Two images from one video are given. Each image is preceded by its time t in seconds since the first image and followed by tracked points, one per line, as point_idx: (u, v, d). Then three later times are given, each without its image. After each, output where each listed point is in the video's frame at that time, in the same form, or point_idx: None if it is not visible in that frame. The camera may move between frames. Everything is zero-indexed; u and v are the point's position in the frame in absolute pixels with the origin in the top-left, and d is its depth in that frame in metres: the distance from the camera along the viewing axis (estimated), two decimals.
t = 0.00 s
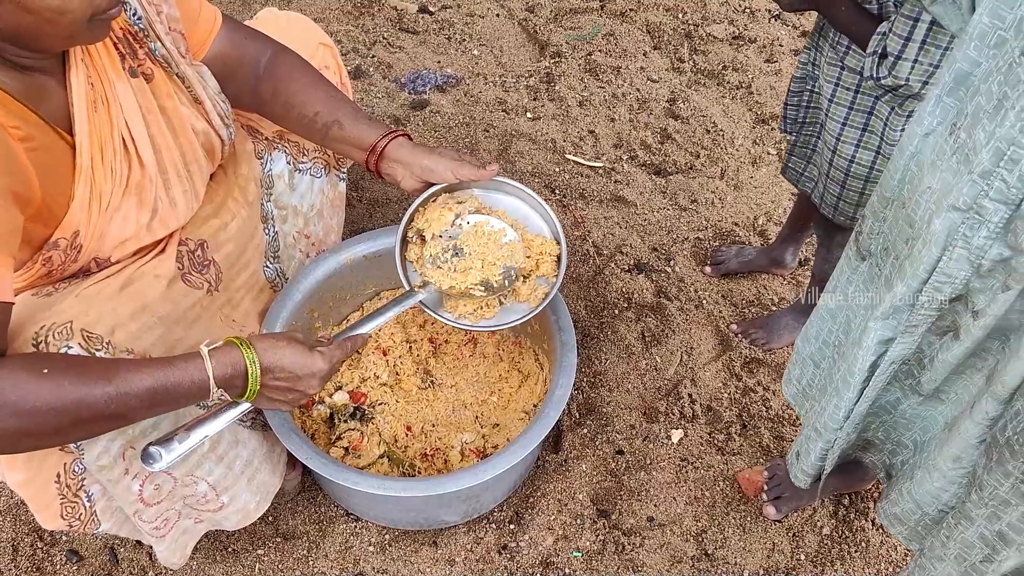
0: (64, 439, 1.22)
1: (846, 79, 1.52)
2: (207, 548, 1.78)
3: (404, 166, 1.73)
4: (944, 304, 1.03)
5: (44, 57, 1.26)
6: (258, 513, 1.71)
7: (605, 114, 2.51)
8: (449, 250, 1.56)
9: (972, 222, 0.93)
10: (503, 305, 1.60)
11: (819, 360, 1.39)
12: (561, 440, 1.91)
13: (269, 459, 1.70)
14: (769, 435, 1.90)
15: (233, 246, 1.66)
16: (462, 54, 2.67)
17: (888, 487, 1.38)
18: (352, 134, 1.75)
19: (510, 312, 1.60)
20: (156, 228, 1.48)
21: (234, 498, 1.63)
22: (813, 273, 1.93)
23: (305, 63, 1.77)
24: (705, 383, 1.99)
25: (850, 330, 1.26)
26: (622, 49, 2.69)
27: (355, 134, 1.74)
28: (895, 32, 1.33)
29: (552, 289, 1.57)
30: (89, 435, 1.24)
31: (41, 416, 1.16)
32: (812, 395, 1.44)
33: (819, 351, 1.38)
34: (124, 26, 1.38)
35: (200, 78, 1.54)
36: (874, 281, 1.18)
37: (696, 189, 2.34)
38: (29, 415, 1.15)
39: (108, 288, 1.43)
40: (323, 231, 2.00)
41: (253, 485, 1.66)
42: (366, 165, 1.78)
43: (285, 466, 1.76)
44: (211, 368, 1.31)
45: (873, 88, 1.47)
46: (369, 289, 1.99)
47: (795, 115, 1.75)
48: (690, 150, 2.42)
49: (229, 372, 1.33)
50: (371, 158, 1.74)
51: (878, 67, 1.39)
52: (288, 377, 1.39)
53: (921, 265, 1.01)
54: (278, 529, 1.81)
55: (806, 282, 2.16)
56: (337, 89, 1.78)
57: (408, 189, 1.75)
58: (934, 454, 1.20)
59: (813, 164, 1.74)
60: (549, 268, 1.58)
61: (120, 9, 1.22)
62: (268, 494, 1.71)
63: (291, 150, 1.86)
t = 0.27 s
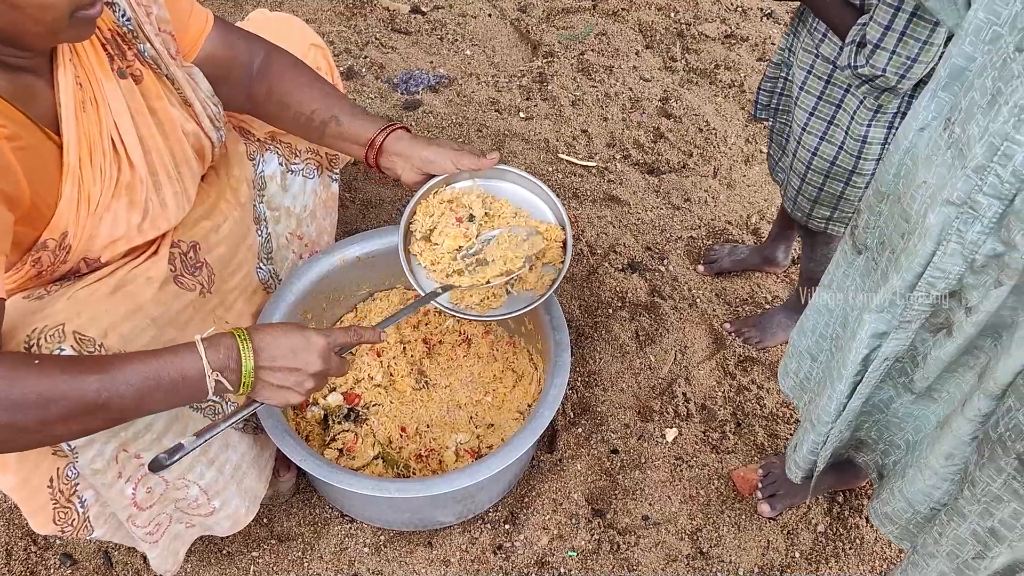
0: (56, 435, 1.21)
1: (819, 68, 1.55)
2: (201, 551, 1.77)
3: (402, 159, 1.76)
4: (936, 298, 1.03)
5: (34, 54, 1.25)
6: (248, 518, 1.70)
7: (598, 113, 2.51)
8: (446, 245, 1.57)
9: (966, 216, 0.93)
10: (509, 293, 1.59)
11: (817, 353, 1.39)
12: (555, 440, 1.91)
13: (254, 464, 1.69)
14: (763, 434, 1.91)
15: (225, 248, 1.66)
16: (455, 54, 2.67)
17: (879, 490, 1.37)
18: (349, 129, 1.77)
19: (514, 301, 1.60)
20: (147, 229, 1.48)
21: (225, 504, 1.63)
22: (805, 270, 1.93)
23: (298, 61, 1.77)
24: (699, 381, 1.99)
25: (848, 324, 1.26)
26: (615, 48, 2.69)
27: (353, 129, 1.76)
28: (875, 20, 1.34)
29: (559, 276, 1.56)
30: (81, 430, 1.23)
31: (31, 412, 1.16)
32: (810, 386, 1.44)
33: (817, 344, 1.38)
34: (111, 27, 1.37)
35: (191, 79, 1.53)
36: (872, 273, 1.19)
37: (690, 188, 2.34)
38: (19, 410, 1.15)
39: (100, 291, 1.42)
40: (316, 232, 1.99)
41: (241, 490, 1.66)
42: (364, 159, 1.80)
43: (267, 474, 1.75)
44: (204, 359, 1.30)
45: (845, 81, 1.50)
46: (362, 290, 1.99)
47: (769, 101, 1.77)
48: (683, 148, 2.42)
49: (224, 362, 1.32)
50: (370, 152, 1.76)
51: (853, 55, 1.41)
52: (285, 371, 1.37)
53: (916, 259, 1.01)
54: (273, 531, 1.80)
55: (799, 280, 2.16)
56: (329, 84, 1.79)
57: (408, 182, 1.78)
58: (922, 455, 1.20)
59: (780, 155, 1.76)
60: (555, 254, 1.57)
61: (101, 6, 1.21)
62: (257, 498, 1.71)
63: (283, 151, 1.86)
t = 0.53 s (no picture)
0: (48, 438, 1.19)
1: (810, 66, 1.55)
2: (197, 555, 1.77)
3: (397, 161, 1.76)
4: (934, 293, 1.04)
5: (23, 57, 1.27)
6: (243, 520, 1.70)
7: (591, 113, 2.51)
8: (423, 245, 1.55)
9: (962, 212, 0.93)
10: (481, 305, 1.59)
11: (811, 346, 1.39)
12: (550, 440, 1.91)
13: (249, 467, 1.69)
14: (758, 433, 1.91)
15: (219, 251, 1.65)
16: (447, 55, 2.66)
17: (882, 472, 1.38)
18: (342, 130, 1.77)
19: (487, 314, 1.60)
20: (138, 233, 1.46)
21: (220, 507, 1.62)
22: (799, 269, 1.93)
23: (291, 58, 1.76)
24: (694, 381, 1.99)
25: (842, 318, 1.26)
26: (608, 48, 2.69)
27: (346, 130, 1.76)
28: (867, 18, 1.34)
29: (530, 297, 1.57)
30: (73, 434, 1.22)
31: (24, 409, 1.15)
32: (803, 380, 1.45)
33: (811, 337, 1.38)
34: (101, 29, 1.37)
35: (183, 80, 1.53)
36: (865, 268, 1.18)
37: (683, 187, 2.34)
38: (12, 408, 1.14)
39: (93, 294, 1.41)
40: (310, 234, 1.99)
41: (235, 493, 1.65)
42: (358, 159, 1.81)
43: (266, 474, 1.75)
44: (199, 364, 1.29)
45: (837, 78, 1.50)
46: (356, 291, 1.98)
47: (759, 98, 1.77)
48: (676, 148, 2.42)
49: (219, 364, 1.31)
50: (363, 153, 1.77)
51: (846, 53, 1.41)
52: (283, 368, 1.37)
53: (912, 255, 1.01)
54: (268, 535, 1.80)
55: (793, 279, 2.16)
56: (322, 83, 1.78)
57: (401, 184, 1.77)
58: (923, 439, 1.21)
59: (771, 152, 1.76)
60: (530, 275, 1.58)
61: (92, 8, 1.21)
62: (252, 501, 1.70)
63: (276, 153, 1.85)
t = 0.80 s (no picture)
0: (56, 452, 1.19)
1: (806, 65, 1.55)
2: (195, 559, 1.76)
3: (391, 169, 1.72)
4: (934, 291, 1.04)
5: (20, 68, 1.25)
6: (242, 524, 1.70)
7: (586, 114, 2.51)
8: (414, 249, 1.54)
9: (960, 210, 0.94)
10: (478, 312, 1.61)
11: (816, 348, 1.39)
12: (548, 441, 1.91)
13: (252, 469, 1.68)
14: (756, 433, 1.91)
15: (215, 254, 1.65)
16: (442, 56, 2.66)
17: (887, 470, 1.37)
18: (338, 137, 1.76)
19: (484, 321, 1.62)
20: (136, 239, 1.46)
21: (218, 510, 1.62)
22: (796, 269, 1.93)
23: (284, 64, 1.75)
24: (691, 381, 1.99)
25: (845, 320, 1.26)
26: (603, 48, 2.69)
27: (341, 137, 1.75)
28: (862, 17, 1.34)
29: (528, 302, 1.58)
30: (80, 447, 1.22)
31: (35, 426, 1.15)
32: (810, 382, 1.44)
33: (816, 340, 1.38)
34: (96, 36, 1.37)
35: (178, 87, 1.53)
36: (866, 269, 1.19)
37: (679, 187, 2.34)
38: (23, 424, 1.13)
39: (90, 300, 1.41)
40: (306, 237, 1.98)
41: (236, 496, 1.65)
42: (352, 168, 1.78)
43: (267, 476, 1.75)
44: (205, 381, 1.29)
45: (833, 78, 1.50)
46: (353, 294, 1.97)
47: (755, 98, 1.77)
48: (672, 148, 2.42)
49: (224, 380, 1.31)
50: (358, 160, 1.74)
51: (842, 53, 1.41)
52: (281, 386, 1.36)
53: (910, 256, 1.02)
54: (267, 538, 1.79)
55: (789, 278, 2.16)
56: (318, 91, 1.78)
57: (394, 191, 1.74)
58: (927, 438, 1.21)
59: (768, 152, 1.76)
60: (528, 282, 1.58)
61: (88, 18, 1.20)
62: (253, 505, 1.70)
63: (272, 156, 1.85)
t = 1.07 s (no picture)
0: (63, 446, 1.19)
1: (805, 65, 1.55)
2: (193, 564, 1.76)
3: (414, 166, 1.70)
4: (922, 290, 1.04)
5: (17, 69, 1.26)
6: (241, 529, 1.69)
7: (583, 114, 2.51)
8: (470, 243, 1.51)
9: (951, 208, 0.93)
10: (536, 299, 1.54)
11: (812, 346, 1.39)
12: (547, 443, 1.91)
13: (247, 475, 1.67)
14: (755, 433, 1.91)
15: (212, 258, 1.64)
16: (438, 57, 2.66)
17: (875, 473, 1.38)
18: (356, 140, 1.74)
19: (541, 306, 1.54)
20: (133, 245, 1.46)
21: (217, 515, 1.61)
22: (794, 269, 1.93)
23: (296, 74, 1.74)
24: (690, 381, 1.99)
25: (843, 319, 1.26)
26: (599, 49, 2.69)
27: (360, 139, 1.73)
28: (862, 17, 1.34)
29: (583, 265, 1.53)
30: (88, 441, 1.22)
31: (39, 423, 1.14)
32: (806, 381, 1.44)
33: (812, 338, 1.38)
34: (96, 43, 1.36)
35: (179, 100, 1.52)
36: (865, 267, 1.19)
37: (676, 187, 2.34)
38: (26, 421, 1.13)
39: (86, 304, 1.40)
40: (303, 239, 1.98)
41: (235, 501, 1.64)
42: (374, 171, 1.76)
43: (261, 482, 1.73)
44: (218, 373, 1.27)
45: (831, 78, 1.50)
46: (351, 296, 1.97)
47: (754, 97, 1.76)
48: (669, 148, 2.42)
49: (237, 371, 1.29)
50: (379, 161, 1.72)
51: (840, 54, 1.41)
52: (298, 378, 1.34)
53: (903, 253, 1.01)
54: (265, 542, 1.79)
55: (787, 278, 2.17)
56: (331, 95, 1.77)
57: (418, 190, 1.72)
58: (917, 441, 1.21)
59: (767, 151, 1.76)
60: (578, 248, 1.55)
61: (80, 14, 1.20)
62: (251, 509, 1.69)
63: (268, 159, 1.84)
